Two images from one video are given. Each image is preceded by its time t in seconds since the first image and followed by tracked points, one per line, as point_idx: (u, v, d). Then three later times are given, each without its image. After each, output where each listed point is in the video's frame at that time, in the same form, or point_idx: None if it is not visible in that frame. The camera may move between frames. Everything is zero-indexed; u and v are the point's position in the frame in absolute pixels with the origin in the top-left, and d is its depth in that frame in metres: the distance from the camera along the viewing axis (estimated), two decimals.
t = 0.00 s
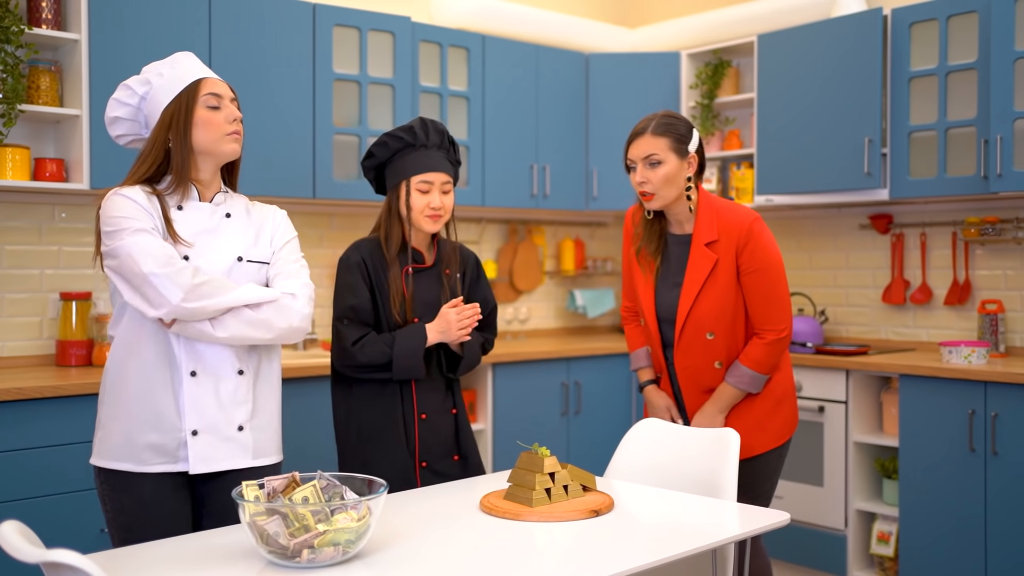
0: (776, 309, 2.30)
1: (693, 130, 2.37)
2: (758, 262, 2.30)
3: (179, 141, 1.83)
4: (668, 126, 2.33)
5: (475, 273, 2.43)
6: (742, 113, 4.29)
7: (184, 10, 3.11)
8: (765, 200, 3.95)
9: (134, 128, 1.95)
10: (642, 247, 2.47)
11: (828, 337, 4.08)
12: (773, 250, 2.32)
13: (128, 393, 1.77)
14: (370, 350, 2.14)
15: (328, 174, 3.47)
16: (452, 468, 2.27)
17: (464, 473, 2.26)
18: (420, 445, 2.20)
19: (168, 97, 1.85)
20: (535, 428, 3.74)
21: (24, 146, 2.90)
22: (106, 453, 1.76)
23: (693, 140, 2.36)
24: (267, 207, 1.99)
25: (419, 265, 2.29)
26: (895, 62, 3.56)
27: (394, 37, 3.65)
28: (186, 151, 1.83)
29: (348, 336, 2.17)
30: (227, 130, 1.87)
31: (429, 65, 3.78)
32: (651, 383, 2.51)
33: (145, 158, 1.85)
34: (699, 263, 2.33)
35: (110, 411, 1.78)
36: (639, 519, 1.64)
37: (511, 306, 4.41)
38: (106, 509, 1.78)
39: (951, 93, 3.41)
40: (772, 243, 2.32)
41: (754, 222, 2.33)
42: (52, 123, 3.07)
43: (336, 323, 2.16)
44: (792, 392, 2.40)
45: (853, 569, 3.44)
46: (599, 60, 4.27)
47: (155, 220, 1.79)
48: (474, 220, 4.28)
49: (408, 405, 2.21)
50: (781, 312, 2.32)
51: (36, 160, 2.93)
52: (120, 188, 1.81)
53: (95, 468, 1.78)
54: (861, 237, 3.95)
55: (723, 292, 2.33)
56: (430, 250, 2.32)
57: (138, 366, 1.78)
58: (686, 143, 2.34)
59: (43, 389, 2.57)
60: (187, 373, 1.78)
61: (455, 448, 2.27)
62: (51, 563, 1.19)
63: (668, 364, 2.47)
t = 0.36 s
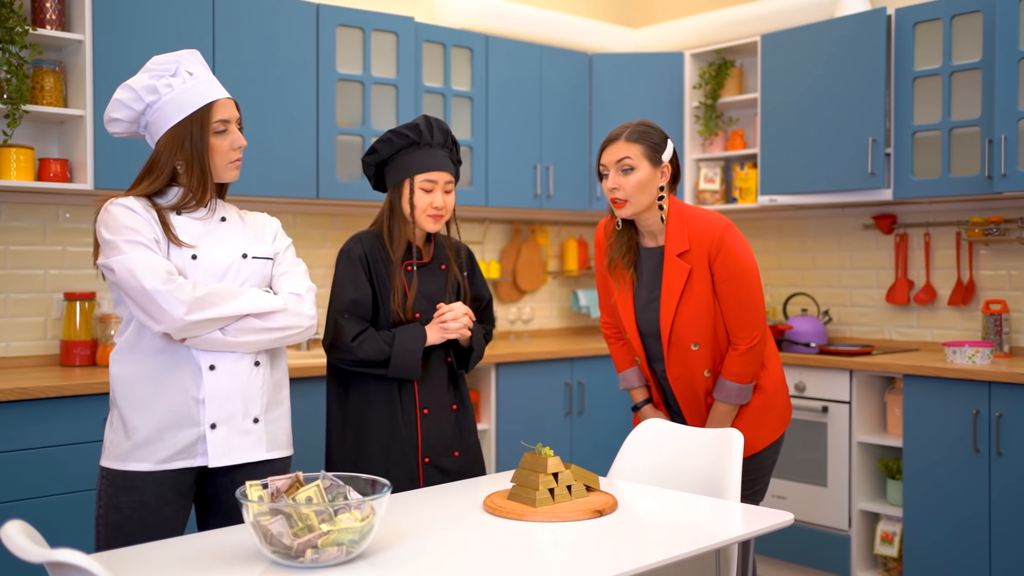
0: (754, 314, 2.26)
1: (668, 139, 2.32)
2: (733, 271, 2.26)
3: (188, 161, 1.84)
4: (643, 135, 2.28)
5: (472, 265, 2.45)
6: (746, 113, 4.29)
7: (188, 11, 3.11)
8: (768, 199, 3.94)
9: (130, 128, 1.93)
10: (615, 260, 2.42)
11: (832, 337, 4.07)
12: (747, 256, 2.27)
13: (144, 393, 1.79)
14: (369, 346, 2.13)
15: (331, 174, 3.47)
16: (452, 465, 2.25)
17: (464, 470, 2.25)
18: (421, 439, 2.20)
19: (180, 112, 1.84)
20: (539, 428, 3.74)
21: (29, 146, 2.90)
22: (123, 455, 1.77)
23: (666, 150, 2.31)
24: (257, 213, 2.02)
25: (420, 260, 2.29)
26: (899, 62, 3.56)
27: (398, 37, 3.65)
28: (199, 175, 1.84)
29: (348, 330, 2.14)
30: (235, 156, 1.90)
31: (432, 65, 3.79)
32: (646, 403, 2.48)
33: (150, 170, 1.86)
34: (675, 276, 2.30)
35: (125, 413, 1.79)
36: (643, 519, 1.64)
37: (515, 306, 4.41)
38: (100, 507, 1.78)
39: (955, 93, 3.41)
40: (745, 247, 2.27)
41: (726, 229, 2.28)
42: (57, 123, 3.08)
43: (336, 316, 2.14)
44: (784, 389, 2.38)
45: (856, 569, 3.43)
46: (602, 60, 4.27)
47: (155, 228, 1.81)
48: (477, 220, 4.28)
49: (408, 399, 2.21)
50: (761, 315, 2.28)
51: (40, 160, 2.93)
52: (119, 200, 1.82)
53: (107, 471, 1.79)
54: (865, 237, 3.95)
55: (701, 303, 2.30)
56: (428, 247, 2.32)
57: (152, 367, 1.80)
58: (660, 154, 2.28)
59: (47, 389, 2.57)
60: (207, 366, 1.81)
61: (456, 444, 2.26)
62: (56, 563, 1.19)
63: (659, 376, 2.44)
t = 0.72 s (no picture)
0: (759, 359, 2.19)
1: (659, 190, 2.18)
2: (734, 321, 2.17)
3: (138, 156, 1.79)
4: (633, 187, 2.14)
5: (465, 270, 2.41)
6: (749, 113, 4.29)
7: (192, 11, 3.11)
8: (772, 200, 3.94)
9: (74, 113, 1.87)
10: (610, 312, 2.31)
11: (836, 338, 4.07)
12: (749, 301, 2.18)
13: (100, 401, 1.74)
14: (342, 351, 2.15)
15: (335, 174, 3.47)
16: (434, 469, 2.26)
17: (445, 475, 2.26)
18: (404, 442, 2.21)
19: (133, 103, 1.80)
20: (542, 428, 3.74)
21: (33, 147, 2.91)
22: (83, 467, 1.72)
23: (659, 201, 2.18)
24: (200, 212, 1.98)
25: (408, 259, 2.28)
26: (903, 62, 3.55)
27: (401, 37, 3.65)
28: (149, 170, 1.80)
29: (321, 336, 2.18)
30: (185, 155, 1.86)
31: (436, 65, 3.79)
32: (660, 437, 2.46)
33: (97, 162, 1.80)
34: (673, 329, 2.21)
35: (81, 424, 1.73)
36: (647, 519, 1.64)
37: (518, 307, 4.41)
38: (60, 524, 1.72)
39: (960, 93, 3.41)
40: (746, 292, 2.18)
41: (726, 274, 2.18)
42: (62, 124, 3.08)
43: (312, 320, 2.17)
44: (792, 404, 2.36)
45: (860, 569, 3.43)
46: (606, 61, 4.27)
47: (113, 228, 1.76)
48: (482, 220, 4.28)
49: (392, 401, 2.22)
50: (763, 354, 2.21)
51: (45, 161, 2.93)
52: (75, 194, 1.76)
53: (64, 488, 1.72)
54: (869, 237, 3.94)
55: (703, 351, 2.22)
56: (418, 244, 2.31)
57: (108, 375, 1.75)
58: (652, 206, 2.16)
59: (50, 389, 2.58)
60: (167, 371, 1.79)
61: (439, 449, 2.27)
62: (61, 563, 1.19)
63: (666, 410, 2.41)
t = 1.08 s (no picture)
0: (773, 382, 2.17)
1: (654, 232, 2.11)
2: (742, 350, 2.14)
3: (118, 160, 1.78)
4: (627, 232, 2.06)
5: (489, 267, 2.43)
6: (761, 113, 4.28)
7: (204, 12, 3.13)
8: (784, 200, 3.93)
9: (61, 113, 1.86)
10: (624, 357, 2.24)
11: (849, 338, 4.05)
12: (754, 327, 2.14)
13: (76, 412, 1.73)
14: (365, 353, 2.13)
15: (347, 174, 3.48)
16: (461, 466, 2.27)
17: (472, 472, 2.27)
18: (430, 441, 2.21)
19: (117, 105, 1.79)
20: (554, 429, 3.74)
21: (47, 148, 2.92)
22: (64, 476, 1.72)
23: (654, 244, 2.10)
24: (195, 206, 1.98)
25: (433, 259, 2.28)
26: (916, 62, 3.53)
27: (413, 37, 3.65)
28: (127, 174, 1.78)
29: (346, 335, 2.15)
30: (169, 158, 1.84)
31: (447, 65, 3.80)
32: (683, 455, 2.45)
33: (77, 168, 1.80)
34: (682, 365, 2.18)
35: (60, 433, 1.73)
36: (659, 519, 1.64)
37: (530, 307, 4.41)
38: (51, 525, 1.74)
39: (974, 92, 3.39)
40: (751, 317, 2.15)
41: (730, 302, 2.15)
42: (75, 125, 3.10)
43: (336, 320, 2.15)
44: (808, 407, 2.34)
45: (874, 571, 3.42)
46: (617, 61, 4.26)
47: (80, 241, 1.76)
48: (494, 220, 4.28)
49: (418, 400, 2.21)
50: (776, 375, 2.19)
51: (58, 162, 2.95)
52: (40, 210, 1.76)
53: (49, 494, 1.73)
54: (882, 237, 3.92)
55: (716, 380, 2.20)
56: (441, 244, 2.32)
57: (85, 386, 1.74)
58: (647, 250, 2.08)
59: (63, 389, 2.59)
60: (148, 380, 1.77)
61: (466, 447, 2.27)
62: (74, 562, 1.19)
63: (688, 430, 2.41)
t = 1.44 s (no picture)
0: (789, 387, 2.18)
1: (672, 238, 2.10)
2: (760, 355, 2.13)
3: (179, 166, 1.79)
4: (646, 240, 2.04)
5: (475, 278, 2.43)
6: (770, 113, 4.27)
7: (213, 13, 3.13)
8: (793, 199, 3.92)
9: (119, 121, 1.86)
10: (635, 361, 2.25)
11: (858, 338, 4.04)
12: (771, 332, 2.14)
13: (131, 405, 1.75)
14: (353, 351, 2.13)
15: (356, 174, 3.48)
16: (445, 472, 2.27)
17: (455, 478, 2.27)
18: (414, 444, 2.21)
19: (174, 114, 1.79)
20: (563, 429, 3.74)
21: (58, 148, 2.93)
22: (115, 468, 1.73)
23: (673, 252, 2.09)
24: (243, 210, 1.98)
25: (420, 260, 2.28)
26: (926, 61, 3.52)
27: (421, 38, 3.66)
28: (189, 180, 1.79)
29: (333, 332, 2.16)
30: (223, 164, 1.85)
31: (456, 65, 3.80)
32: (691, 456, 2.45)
33: (143, 174, 1.80)
34: (698, 371, 2.17)
35: (113, 427, 1.75)
36: (666, 520, 1.63)
37: (538, 307, 4.41)
38: (97, 514, 1.75)
39: (984, 91, 3.37)
40: (768, 323, 2.14)
41: (748, 308, 2.13)
42: (85, 125, 3.11)
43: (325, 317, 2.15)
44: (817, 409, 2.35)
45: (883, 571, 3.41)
46: (626, 60, 4.26)
47: (138, 235, 1.77)
48: (502, 220, 4.28)
49: (404, 403, 2.21)
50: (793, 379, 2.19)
51: (69, 162, 2.96)
52: (100, 205, 1.76)
53: (100, 485, 1.75)
54: (891, 236, 3.91)
55: (730, 387, 2.20)
56: (430, 249, 2.32)
57: (140, 380, 1.76)
58: (666, 257, 2.06)
59: (76, 388, 2.60)
60: (198, 374, 1.78)
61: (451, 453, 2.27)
62: (84, 561, 1.20)
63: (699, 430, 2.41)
